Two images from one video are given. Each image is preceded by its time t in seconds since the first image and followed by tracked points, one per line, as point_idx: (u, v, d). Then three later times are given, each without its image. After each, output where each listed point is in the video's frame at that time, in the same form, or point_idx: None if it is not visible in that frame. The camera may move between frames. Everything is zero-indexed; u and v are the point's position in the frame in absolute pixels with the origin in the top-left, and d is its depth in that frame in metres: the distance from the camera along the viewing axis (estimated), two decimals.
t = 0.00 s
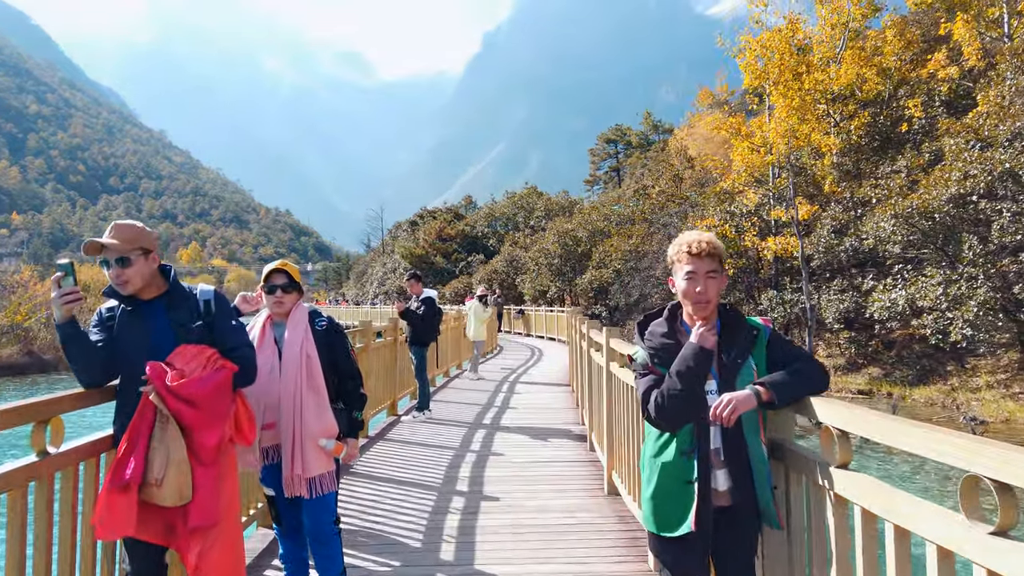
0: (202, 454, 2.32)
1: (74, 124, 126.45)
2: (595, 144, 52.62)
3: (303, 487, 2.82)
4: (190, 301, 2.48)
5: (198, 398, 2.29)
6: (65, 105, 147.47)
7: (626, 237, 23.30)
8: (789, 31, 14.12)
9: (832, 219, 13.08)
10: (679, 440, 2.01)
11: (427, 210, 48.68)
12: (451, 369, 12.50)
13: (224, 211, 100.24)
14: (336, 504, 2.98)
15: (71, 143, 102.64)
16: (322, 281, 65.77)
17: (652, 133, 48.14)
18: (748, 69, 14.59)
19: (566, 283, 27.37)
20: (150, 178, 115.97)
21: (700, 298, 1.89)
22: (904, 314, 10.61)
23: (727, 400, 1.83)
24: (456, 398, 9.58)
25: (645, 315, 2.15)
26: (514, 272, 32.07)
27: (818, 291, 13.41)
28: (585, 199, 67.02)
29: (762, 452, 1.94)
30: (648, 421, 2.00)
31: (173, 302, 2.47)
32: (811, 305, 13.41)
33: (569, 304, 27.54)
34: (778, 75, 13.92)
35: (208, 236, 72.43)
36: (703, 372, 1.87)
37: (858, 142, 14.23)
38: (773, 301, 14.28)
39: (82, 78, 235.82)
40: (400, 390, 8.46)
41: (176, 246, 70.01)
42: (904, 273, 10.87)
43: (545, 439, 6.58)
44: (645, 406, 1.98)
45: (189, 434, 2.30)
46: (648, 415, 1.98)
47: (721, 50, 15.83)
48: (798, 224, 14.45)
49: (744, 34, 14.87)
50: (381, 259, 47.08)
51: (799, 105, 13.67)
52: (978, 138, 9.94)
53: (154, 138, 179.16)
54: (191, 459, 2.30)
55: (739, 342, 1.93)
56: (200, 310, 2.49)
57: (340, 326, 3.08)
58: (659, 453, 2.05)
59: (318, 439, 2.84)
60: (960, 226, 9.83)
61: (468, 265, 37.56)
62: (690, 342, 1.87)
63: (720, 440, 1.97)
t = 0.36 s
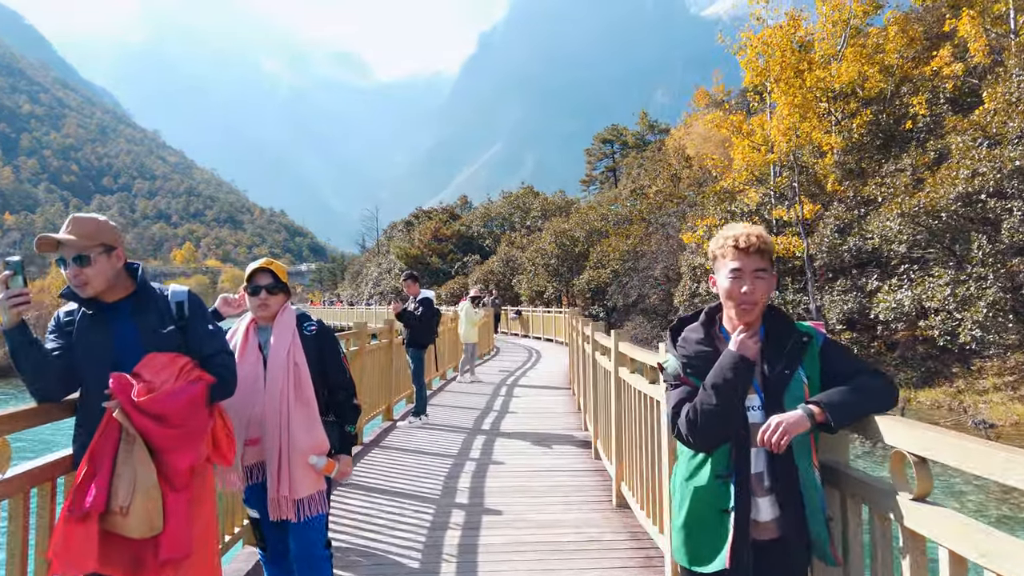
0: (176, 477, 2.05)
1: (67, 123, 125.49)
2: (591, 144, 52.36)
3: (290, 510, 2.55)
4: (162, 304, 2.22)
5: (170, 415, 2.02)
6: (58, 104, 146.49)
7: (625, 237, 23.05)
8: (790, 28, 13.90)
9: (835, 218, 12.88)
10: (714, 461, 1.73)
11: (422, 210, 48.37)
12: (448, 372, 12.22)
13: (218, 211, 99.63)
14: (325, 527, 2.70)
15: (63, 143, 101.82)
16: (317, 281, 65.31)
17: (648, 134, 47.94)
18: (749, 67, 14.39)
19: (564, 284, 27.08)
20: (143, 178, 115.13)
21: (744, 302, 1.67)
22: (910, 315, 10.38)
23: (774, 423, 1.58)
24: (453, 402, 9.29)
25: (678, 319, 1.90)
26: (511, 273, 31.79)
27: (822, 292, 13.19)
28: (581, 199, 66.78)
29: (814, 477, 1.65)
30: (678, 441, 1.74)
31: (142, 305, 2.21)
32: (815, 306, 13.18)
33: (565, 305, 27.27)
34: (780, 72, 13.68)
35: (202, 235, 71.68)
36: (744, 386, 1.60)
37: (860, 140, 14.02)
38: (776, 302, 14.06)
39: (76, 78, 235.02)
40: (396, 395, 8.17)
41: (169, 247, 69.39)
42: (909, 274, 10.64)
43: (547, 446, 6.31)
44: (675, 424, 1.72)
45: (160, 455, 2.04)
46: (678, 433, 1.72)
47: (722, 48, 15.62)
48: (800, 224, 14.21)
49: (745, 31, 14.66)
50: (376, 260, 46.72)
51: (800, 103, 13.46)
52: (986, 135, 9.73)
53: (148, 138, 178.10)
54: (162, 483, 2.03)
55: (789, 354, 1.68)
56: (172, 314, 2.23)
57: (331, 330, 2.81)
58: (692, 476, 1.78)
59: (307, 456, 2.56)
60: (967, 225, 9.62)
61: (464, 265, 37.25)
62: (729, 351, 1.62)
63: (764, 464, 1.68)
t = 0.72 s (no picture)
0: (131, 507, 1.75)
1: (47, 121, 123.45)
2: (579, 144, 52.25)
3: (269, 537, 2.24)
4: (118, 301, 1.92)
5: (124, 432, 1.72)
6: (38, 101, 144.05)
7: (614, 238, 22.89)
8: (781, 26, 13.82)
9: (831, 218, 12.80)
10: (774, 486, 1.49)
11: (409, 210, 47.98)
12: (438, 374, 11.93)
13: (202, 211, 98.44)
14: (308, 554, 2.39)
15: (43, 140, 100.05)
16: (302, 282, 64.61)
17: (636, 134, 47.92)
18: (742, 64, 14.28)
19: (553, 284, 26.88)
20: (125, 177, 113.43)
21: (822, 298, 1.46)
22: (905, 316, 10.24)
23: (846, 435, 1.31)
24: (445, 406, 9.00)
25: (732, 314, 1.67)
26: (499, 274, 31.54)
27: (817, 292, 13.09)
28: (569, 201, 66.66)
29: (898, 506, 1.35)
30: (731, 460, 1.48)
31: (94, 304, 1.90)
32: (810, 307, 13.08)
33: (554, 305, 27.05)
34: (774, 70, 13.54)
35: (185, 235, 70.80)
36: (818, 396, 1.33)
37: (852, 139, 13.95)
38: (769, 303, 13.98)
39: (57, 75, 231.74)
40: (385, 398, 7.87)
41: (152, 246, 68.31)
42: (907, 273, 10.53)
43: (543, 452, 6.04)
44: (728, 438, 1.46)
45: (113, 482, 1.73)
46: (732, 451, 1.45)
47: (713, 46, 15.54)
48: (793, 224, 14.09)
49: (737, 29, 14.57)
50: (363, 260, 46.21)
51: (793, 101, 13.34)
52: (984, 135, 9.64)
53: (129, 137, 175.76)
54: (115, 514, 1.73)
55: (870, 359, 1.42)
56: (130, 314, 1.92)
57: (316, 332, 2.52)
58: (746, 504, 1.52)
59: (288, 475, 2.26)
60: (966, 225, 9.51)
61: (451, 265, 36.93)
62: (796, 354, 1.36)
63: (835, 491, 1.41)
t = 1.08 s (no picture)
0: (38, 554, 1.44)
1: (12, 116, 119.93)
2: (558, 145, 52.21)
3: None
4: (28, 302, 1.60)
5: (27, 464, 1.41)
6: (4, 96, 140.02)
7: (595, 237, 22.74)
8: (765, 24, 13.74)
9: (815, 218, 12.84)
10: (855, 534, 1.26)
11: (388, 210, 47.46)
12: (416, 377, 11.60)
13: (175, 210, 96.46)
14: None
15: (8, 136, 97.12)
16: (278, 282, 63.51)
17: (615, 136, 48.01)
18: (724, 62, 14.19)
19: (533, 285, 26.67)
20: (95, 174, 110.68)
21: (920, 297, 1.27)
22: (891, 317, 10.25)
23: (935, 445, 1.21)
24: (424, 410, 8.68)
25: (792, 308, 1.48)
26: (479, 274, 31.23)
27: (800, 293, 13.04)
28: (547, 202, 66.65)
29: (1010, 551, 1.23)
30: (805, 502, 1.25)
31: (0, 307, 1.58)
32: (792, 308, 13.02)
33: (534, 306, 26.84)
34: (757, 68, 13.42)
35: (157, 234, 69.24)
36: (924, 419, 1.17)
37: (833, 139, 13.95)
38: (751, 303, 13.89)
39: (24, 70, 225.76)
40: (360, 404, 7.52)
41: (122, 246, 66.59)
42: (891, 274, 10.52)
43: (527, 460, 5.75)
44: (804, 475, 1.24)
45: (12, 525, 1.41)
46: (807, 488, 1.24)
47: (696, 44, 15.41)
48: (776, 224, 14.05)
49: (720, 26, 14.47)
50: (340, 260, 45.51)
51: (777, 100, 13.22)
52: (970, 135, 9.64)
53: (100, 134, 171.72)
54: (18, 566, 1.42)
55: (969, 364, 1.29)
56: (42, 318, 1.60)
57: (277, 338, 2.19)
58: (817, 550, 1.30)
59: (239, 505, 1.95)
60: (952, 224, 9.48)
61: (430, 266, 36.52)
62: (893, 368, 1.21)
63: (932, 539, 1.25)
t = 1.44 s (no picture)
0: None
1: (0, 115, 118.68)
2: (551, 145, 52.00)
3: None
4: None
5: None
6: None
7: (590, 237, 22.48)
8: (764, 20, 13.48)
9: (814, 216, 12.67)
10: None
11: (381, 210, 47.07)
12: (408, 379, 11.30)
13: (166, 210, 95.64)
14: None
15: None
16: (270, 283, 62.93)
17: (609, 135, 47.79)
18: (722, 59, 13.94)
19: (527, 285, 26.40)
20: (85, 174, 109.67)
21: None
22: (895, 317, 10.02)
23: None
24: (416, 415, 8.37)
25: (938, 302, 1.29)
26: (472, 274, 30.92)
27: (800, 294, 12.82)
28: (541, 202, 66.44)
29: None
30: (906, 543, 1.09)
31: None
32: (792, 308, 12.78)
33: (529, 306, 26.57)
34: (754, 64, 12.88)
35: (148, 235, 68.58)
36: None
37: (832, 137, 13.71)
38: (750, 304, 13.61)
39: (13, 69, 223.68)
40: (350, 409, 7.21)
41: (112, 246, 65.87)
42: (895, 273, 10.33)
43: (523, 470, 5.46)
44: (906, 503, 1.09)
45: None
46: (912, 536, 1.08)
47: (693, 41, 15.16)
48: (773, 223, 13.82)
49: (718, 22, 14.23)
50: (332, 260, 45.08)
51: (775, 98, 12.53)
52: (974, 131, 9.42)
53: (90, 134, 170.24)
54: None
55: None
56: None
57: (241, 346, 1.91)
58: None
59: (191, 545, 1.67)
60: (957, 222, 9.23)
61: (423, 266, 36.18)
62: None
63: None
